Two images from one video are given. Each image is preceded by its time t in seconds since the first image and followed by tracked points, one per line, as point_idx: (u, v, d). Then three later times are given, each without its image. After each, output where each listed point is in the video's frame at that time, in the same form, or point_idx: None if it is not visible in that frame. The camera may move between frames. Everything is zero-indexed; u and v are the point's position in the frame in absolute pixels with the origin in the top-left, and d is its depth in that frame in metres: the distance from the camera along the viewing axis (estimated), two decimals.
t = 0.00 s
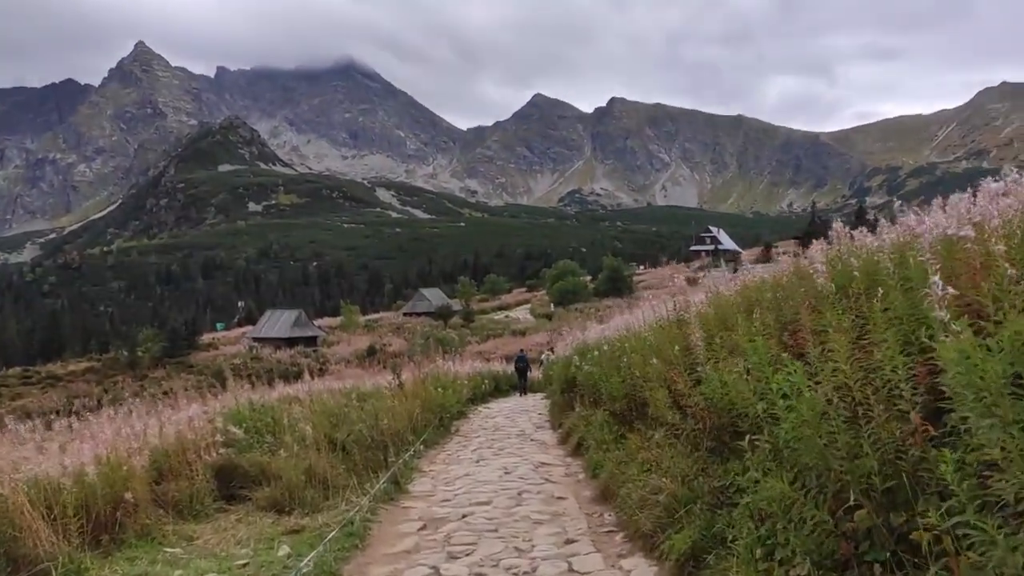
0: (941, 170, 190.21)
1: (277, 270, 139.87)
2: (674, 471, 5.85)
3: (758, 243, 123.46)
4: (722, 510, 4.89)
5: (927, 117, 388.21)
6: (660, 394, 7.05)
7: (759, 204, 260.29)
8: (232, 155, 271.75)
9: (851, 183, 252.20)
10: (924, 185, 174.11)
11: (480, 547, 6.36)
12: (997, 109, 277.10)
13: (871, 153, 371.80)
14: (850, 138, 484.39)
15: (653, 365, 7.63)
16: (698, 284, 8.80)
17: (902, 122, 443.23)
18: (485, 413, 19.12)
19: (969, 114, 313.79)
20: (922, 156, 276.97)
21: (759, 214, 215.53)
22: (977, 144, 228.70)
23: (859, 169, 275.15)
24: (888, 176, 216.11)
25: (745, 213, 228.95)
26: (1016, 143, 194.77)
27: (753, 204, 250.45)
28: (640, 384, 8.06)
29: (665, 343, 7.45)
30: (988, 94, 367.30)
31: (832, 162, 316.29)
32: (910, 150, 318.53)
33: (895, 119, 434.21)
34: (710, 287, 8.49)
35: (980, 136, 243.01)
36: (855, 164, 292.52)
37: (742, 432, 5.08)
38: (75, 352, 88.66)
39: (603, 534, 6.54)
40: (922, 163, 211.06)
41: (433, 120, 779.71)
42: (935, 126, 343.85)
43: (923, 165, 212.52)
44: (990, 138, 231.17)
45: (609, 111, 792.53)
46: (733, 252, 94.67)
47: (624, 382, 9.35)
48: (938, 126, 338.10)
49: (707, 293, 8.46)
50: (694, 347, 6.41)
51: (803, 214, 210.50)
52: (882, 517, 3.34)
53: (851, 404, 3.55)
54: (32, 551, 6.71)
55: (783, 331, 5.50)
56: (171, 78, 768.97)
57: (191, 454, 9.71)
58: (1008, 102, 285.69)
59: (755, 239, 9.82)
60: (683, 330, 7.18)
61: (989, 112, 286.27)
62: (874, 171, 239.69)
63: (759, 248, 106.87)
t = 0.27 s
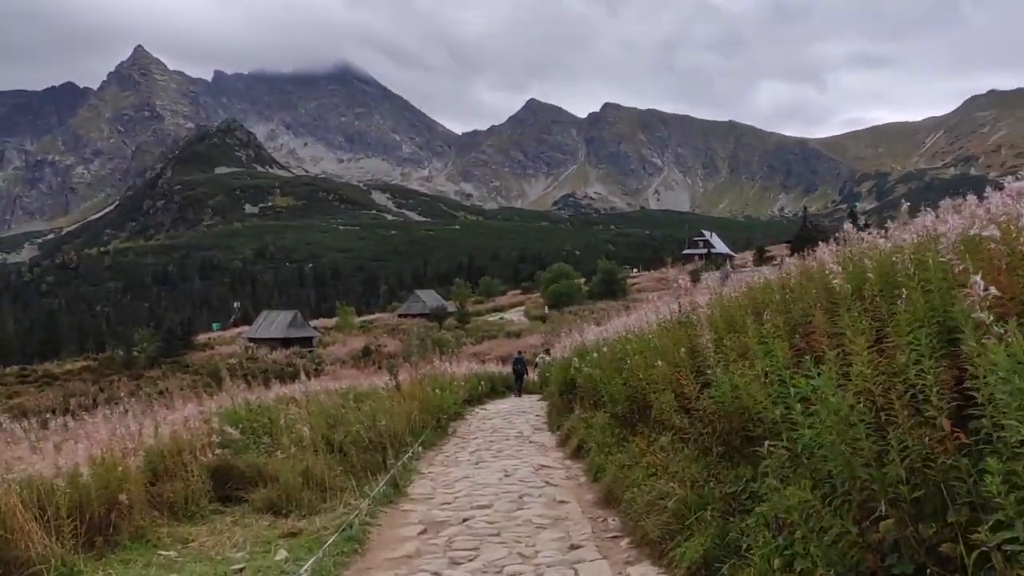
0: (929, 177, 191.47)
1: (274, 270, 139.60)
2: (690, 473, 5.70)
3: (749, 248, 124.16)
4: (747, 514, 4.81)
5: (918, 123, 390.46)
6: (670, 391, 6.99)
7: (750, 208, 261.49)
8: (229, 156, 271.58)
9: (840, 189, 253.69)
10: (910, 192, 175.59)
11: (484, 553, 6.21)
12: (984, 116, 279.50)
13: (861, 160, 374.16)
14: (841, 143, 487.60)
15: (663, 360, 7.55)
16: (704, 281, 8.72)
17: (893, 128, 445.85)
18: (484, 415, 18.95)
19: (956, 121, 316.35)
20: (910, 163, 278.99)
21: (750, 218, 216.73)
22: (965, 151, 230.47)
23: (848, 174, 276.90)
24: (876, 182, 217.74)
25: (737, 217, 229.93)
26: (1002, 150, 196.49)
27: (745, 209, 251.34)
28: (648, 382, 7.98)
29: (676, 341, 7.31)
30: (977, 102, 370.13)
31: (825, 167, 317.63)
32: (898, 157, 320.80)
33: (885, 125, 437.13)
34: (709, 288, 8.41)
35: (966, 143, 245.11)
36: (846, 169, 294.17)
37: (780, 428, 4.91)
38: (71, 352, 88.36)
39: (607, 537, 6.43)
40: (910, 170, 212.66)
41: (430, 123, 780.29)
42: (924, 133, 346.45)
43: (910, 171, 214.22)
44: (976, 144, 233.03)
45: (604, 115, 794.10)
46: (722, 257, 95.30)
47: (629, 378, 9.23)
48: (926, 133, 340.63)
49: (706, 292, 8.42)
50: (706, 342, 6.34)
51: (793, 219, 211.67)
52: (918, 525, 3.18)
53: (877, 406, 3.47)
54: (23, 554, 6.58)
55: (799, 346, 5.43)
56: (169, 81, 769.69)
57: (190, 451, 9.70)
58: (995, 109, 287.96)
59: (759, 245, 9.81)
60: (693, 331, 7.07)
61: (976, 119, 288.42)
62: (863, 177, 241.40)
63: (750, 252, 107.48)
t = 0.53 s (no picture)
0: (922, 181, 192.16)
1: (274, 271, 139.40)
2: (704, 476, 5.58)
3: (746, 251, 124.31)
4: (764, 518, 4.70)
5: (915, 127, 391.26)
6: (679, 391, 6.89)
7: (747, 211, 261.74)
8: (229, 157, 271.58)
9: (835, 192, 254.07)
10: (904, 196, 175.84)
11: (490, 558, 6.09)
12: (977, 121, 280.08)
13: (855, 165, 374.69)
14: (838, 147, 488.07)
15: (669, 360, 7.47)
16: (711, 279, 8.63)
17: (889, 132, 446.32)
18: (485, 415, 18.81)
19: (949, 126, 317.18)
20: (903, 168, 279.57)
21: (746, 221, 217.01)
22: (958, 155, 231.24)
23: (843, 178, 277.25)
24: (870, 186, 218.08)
25: (733, 221, 230.13)
26: (995, 155, 196.93)
27: (741, 212, 251.73)
28: (656, 382, 7.86)
29: (686, 340, 7.20)
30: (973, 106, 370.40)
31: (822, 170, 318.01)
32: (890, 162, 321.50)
33: (883, 129, 437.72)
34: (717, 287, 8.31)
35: (959, 147, 245.66)
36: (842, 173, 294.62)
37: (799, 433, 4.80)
38: (72, 350, 88.21)
39: (614, 543, 6.30)
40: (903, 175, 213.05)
41: (429, 125, 780.45)
42: (917, 138, 347.13)
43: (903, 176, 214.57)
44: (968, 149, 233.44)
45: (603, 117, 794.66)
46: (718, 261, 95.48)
47: (635, 378, 9.11)
48: (920, 137, 341.34)
49: (714, 291, 8.31)
50: (719, 341, 6.22)
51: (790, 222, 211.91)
52: (954, 534, 3.05)
53: (903, 407, 3.38)
54: (20, 556, 6.48)
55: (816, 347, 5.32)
56: (170, 81, 770.07)
57: (191, 449, 9.59)
58: (987, 115, 288.58)
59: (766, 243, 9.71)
60: (703, 332, 6.98)
61: (970, 124, 289.03)
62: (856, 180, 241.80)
63: (747, 255, 107.52)
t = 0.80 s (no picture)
0: (933, 181, 191.16)
1: (277, 271, 139.31)
2: (728, 481, 5.39)
3: (750, 252, 124.01)
4: (798, 525, 4.50)
5: (920, 129, 390.63)
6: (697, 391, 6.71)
7: (752, 213, 261.58)
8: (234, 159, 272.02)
9: (843, 193, 253.72)
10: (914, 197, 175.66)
11: (502, 562, 5.88)
12: (989, 121, 279.23)
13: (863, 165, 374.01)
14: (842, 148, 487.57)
15: (688, 358, 7.28)
16: (726, 275, 8.45)
17: (895, 133, 445.76)
18: (491, 416, 18.62)
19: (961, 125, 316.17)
20: (915, 168, 278.91)
21: (751, 222, 216.85)
22: (968, 156, 230.13)
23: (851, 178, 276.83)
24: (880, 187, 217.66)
25: (739, 223, 229.98)
26: (1008, 156, 196.49)
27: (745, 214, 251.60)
28: (672, 383, 7.67)
29: (703, 341, 7.01)
30: (981, 106, 369.42)
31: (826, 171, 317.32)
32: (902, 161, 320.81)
33: (888, 130, 437.13)
34: (734, 284, 8.13)
35: (972, 147, 245.05)
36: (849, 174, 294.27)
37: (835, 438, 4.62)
38: (79, 350, 88.10)
39: (632, 551, 6.10)
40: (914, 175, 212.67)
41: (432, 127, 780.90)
42: (928, 137, 346.15)
43: (914, 177, 214.33)
44: (982, 149, 232.89)
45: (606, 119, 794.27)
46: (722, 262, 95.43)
47: (649, 377, 8.93)
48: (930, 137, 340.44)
49: (731, 287, 8.11)
50: (742, 337, 6.02)
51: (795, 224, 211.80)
52: (1014, 544, 2.85)
53: (960, 406, 3.15)
54: (20, 556, 6.26)
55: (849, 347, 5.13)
56: (175, 84, 771.10)
57: (197, 447, 9.40)
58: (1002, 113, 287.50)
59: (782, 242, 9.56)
60: (722, 332, 6.78)
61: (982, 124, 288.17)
62: (866, 181, 241.36)
63: (751, 257, 107.49)
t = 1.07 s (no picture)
0: (940, 174, 190.40)
1: (279, 267, 139.17)
2: (754, 485, 5.20)
3: (754, 245, 123.59)
4: (827, 531, 4.35)
5: (925, 122, 389.14)
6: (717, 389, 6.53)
7: (756, 207, 260.99)
8: (235, 156, 271.90)
9: (850, 186, 252.90)
10: (921, 190, 174.96)
11: (511, 566, 5.66)
12: (999, 113, 277.93)
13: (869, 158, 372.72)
14: (847, 141, 485.80)
15: (704, 354, 7.12)
16: (741, 271, 8.25)
17: (900, 126, 444.34)
18: (494, 412, 18.44)
19: (970, 117, 314.80)
20: (924, 160, 277.76)
21: (756, 216, 216.21)
22: (976, 149, 229.04)
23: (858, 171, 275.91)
24: (888, 180, 216.97)
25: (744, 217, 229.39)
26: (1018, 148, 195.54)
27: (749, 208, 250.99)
28: (687, 378, 7.49)
29: (718, 337, 6.83)
30: (988, 98, 367.81)
31: (830, 165, 316.32)
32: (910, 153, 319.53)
33: (893, 123, 435.73)
34: (746, 278, 7.96)
35: (982, 139, 243.82)
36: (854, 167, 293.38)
37: (867, 438, 4.43)
38: (83, 345, 88.09)
39: (647, 553, 5.90)
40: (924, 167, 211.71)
41: (434, 123, 780.19)
42: (936, 129, 344.71)
43: (923, 169, 213.47)
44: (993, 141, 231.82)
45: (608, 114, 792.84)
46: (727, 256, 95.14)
47: (661, 373, 8.73)
48: (938, 129, 339.04)
49: (746, 281, 7.92)
50: (761, 334, 5.84)
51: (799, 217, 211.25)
52: None
53: None
54: (19, 554, 6.02)
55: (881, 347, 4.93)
56: (177, 82, 771.12)
57: (201, 443, 9.20)
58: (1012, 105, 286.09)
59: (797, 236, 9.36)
60: (740, 328, 6.60)
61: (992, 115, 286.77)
62: (874, 174, 240.49)
63: (756, 250, 107.19)
